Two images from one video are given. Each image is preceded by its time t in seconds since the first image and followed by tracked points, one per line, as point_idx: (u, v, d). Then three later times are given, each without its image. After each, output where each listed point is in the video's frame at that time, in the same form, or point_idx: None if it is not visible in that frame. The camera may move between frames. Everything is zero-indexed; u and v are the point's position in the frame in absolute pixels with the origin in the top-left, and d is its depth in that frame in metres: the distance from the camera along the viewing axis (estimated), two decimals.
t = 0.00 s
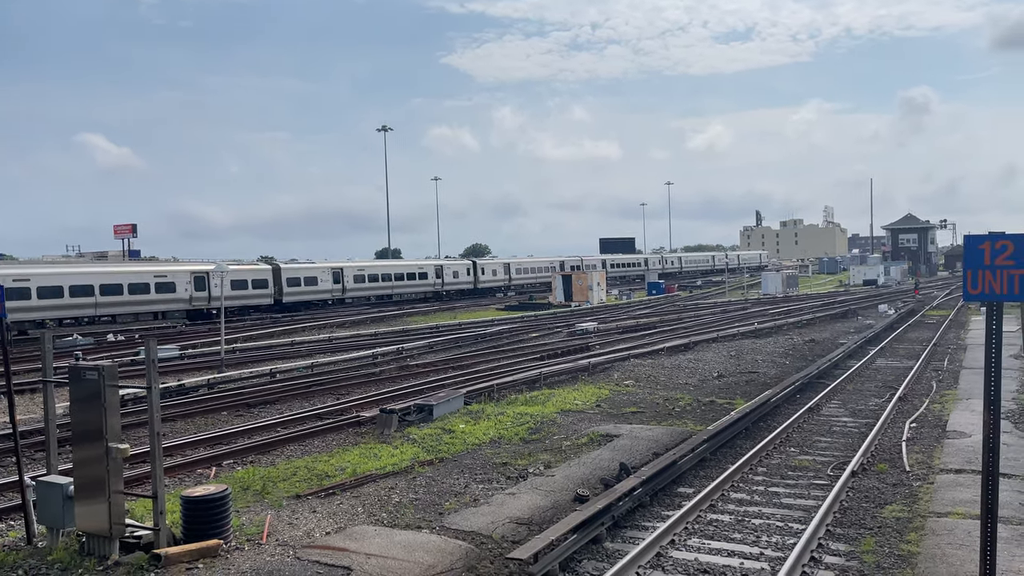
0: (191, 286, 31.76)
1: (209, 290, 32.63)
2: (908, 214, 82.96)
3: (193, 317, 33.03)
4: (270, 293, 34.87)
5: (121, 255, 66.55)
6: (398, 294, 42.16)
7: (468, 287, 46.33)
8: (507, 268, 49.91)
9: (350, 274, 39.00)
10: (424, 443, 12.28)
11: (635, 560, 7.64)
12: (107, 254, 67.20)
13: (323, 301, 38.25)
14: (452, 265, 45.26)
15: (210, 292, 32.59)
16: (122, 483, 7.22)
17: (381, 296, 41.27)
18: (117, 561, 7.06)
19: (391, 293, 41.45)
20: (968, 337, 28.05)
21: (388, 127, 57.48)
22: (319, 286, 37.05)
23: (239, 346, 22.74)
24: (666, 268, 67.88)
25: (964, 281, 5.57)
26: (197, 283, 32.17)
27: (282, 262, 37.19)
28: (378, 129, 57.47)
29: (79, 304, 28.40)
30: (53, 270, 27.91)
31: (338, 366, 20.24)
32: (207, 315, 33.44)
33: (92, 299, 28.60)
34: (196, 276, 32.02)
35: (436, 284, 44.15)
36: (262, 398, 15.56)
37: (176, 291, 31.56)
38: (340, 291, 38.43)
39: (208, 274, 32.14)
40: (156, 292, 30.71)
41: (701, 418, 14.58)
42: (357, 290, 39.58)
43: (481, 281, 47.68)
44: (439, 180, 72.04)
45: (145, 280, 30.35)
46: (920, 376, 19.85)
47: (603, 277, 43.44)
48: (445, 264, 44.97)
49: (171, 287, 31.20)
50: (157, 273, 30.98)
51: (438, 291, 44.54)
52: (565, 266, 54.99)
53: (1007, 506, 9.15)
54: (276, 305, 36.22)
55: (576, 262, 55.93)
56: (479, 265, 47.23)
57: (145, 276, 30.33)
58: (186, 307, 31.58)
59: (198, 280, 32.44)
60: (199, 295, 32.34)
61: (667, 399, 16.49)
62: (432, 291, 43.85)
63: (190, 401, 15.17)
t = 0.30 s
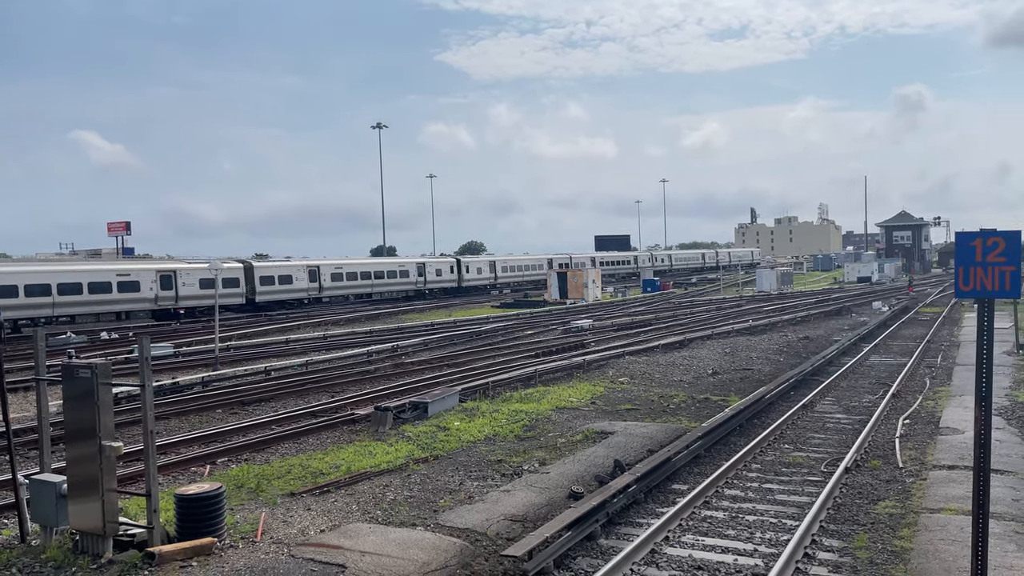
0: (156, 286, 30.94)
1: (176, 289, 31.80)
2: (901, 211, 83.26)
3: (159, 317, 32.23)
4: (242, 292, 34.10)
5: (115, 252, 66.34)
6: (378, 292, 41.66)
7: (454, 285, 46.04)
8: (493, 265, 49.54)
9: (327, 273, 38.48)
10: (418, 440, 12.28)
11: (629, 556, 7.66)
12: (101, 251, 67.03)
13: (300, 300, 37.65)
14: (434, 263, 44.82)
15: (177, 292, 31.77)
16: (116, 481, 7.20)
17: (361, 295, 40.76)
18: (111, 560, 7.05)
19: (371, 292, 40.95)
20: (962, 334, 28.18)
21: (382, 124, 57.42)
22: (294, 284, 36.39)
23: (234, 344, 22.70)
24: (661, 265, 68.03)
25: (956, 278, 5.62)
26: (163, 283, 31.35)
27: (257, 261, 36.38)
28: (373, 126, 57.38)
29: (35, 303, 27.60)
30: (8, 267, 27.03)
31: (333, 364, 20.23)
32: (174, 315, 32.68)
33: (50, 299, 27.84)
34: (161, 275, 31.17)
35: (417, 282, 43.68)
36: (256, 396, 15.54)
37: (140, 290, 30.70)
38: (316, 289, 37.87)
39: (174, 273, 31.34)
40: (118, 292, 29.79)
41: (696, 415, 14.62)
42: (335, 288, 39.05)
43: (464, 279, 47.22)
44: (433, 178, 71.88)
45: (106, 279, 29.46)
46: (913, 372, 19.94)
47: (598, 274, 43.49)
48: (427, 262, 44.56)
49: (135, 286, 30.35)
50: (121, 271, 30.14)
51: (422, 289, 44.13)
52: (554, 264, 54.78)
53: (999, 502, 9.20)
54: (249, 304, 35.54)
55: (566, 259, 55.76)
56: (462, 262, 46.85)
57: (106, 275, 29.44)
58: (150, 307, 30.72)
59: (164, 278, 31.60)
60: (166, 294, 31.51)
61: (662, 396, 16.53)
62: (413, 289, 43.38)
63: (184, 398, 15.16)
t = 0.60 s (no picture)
0: (122, 286, 30.03)
1: (143, 289, 30.95)
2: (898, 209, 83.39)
3: (125, 317, 31.31)
4: (214, 291, 33.31)
5: (112, 250, 66.22)
6: (359, 292, 40.98)
7: (439, 284, 45.48)
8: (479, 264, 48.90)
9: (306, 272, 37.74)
10: (415, 439, 12.29)
11: (626, 555, 7.67)
12: (98, 250, 66.93)
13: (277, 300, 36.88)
14: (417, 262, 44.16)
15: (144, 292, 30.88)
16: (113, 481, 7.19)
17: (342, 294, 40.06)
18: (107, 559, 7.05)
19: (351, 292, 40.26)
20: (958, 332, 28.24)
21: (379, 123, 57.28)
22: (270, 284, 35.51)
23: (230, 343, 22.69)
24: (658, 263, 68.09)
25: (951, 276, 5.58)
26: (129, 283, 30.46)
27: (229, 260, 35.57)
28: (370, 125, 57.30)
29: None
30: None
31: (330, 362, 20.21)
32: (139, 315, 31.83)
33: (8, 299, 26.77)
34: (127, 275, 30.27)
35: (400, 281, 43.02)
36: (253, 395, 15.52)
37: (104, 290, 29.78)
38: (294, 288, 37.15)
39: (141, 273, 30.48)
40: (81, 292, 28.88)
41: (692, 413, 14.64)
42: (314, 287, 38.35)
43: (449, 278, 46.58)
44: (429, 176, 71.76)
45: (68, 279, 28.48)
46: (910, 370, 19.99)
47: (595, 272, 43.48)
48: (410, 262, 43.89)
49: (99, 286, 29.41)
50: (83, 271, 29.18)
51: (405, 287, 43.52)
52: (543, 263, 54.31)
53: (995, 500, 9.23)
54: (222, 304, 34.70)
55: (555, 258, 55.37)
56: (448, 261, 46.27)
57: (68, 275, 28.44)
58: (116, 308, 29.88)
59: (129, 278, 30.70)
60: (132, 294, 30.61)
61: (659, 394, 16.57)
62: (396, 288, 42.73)
63: (181, 397, 15.14)
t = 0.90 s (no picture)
0: (88, 287, 28.92)
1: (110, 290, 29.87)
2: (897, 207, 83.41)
3: (91, 318, 30.22)
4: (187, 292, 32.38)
5: (111, 250, 66.11)
6: (342, 292, 40.21)
7: (426, 285, 44.78)
8: (468, 263, 48.10)
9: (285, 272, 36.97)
10: (415, 438, 12.30)
11: (625, 552, 7.69)
12: (97, 250, 66.85)
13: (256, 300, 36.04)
14: (403, 261, 43.39)
15: (111, 293, 29.80)
16: (113, 480, 7.20)
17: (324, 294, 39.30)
18: (108, 558, 7.06)
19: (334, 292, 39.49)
20: (958, 329, 28.26)
21: (379, 122, 57.35)
22: (247, 285, 34.58)
23: (230, 342, 22.70)
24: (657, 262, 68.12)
25: (950, 274, 5.62)
26: (96, 283, 29.35)
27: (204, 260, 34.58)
28: (370, 124, 57.30)
29: None
30: None
31: (329, 361, 20.21)
32: (107, 317, 30.78)
33: None
34: (94, 275, 29.15)
35: (384, 281, 42.27)
36: (252, 394, 15.52)
37: (69, 291, 28.70)
38: (273, 288, 36.37)
39: (109, 273, 29.38)
40: (44, 294, 27.77)
41: (691, 411, 14.65)
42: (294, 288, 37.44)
43: (437, 278, 45.69)
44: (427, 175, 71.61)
45: (31, 279, 27.37)
46: (909, 368, 20.00)
47: (594, 271, 43.51)
48: (395, 261, 43.14)
49: (64, 287, 28.29)
50: (47, 271, 28.05)
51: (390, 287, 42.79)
52: (534, 263, 53.74)
53: (994, 497, 9.25)
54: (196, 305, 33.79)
55: (547, 257, 54.96)
56: (435, 261, 45.45)
57: (31, 275, 27.34)
58: (82, 310, 28.81)
59: (96, 278, 29.61)
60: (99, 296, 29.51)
61: (658, 392, 16.59)
62: (380, 288, 41.97)
63: (180, 396, 15.14)
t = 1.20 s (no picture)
0: (54, 288, 27.97)
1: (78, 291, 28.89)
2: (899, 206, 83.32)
3: (59, 322, 29.28)
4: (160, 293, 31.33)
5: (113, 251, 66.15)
6: (326, 293, 39.34)
7: (414, 285, 44.03)
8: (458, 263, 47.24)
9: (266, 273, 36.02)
10: (417, 437, 12.29)
11: (628, 552, 7.68)
12: (99, 250, 66.93)
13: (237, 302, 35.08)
14: (390, 262, 42.59)
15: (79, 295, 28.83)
16: (116, 480, 7.20)
17: (308, 295, 38.47)
18: (111, 558, 7.06)
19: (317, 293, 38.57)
20: (960, 329, 28.21)
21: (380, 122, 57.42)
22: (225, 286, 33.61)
23: (231, 342, 22.73)
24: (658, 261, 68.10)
25: (952, 274, 5.62)
26: (63, 285, 28.39)
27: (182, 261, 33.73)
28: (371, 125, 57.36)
29: None
30: None
31: (331, 361, 20.21)
32: (76, 321, 29.85)
33: None
34: (60, 276, 28.19)
35: (370, 282, 41.44)
36: (254, 394, 15.53)
37: (35, 293, 27.77)
38: (254, 290, 35.48)
39: (76, 274, 28.42)
40: (8, 296, 26.85)
41: (693, 411, 14.62)
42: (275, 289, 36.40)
43: (427, 278, 44.90)
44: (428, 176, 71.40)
45: None
46: (911, 367, 19.95)
47: (596, 270, 43.51)
48: (382, 261, 42.30)
49: (28, 289, 27.36)
50: (11, 272, 27.14)
51: (376, 287, 42.01)
52: (528, 262, 53.12)
53: (997, 496, 9.23)
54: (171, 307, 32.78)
55: (541, 256, 54.55)
56: (424, 260, 44.63)
57: None
58: (48, 312, 27.87)
59: (63, 280, 28.67)
60: (66, 298, 28.55)
61: (660, 391, 16.59)
62: (366, 289, 41.18)
63: (183, 396, 15.15)
